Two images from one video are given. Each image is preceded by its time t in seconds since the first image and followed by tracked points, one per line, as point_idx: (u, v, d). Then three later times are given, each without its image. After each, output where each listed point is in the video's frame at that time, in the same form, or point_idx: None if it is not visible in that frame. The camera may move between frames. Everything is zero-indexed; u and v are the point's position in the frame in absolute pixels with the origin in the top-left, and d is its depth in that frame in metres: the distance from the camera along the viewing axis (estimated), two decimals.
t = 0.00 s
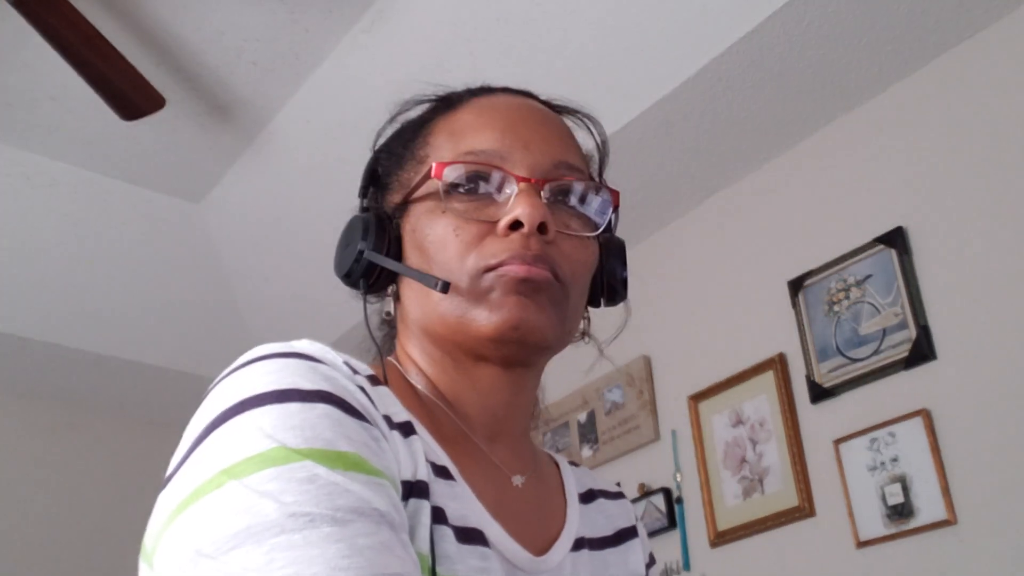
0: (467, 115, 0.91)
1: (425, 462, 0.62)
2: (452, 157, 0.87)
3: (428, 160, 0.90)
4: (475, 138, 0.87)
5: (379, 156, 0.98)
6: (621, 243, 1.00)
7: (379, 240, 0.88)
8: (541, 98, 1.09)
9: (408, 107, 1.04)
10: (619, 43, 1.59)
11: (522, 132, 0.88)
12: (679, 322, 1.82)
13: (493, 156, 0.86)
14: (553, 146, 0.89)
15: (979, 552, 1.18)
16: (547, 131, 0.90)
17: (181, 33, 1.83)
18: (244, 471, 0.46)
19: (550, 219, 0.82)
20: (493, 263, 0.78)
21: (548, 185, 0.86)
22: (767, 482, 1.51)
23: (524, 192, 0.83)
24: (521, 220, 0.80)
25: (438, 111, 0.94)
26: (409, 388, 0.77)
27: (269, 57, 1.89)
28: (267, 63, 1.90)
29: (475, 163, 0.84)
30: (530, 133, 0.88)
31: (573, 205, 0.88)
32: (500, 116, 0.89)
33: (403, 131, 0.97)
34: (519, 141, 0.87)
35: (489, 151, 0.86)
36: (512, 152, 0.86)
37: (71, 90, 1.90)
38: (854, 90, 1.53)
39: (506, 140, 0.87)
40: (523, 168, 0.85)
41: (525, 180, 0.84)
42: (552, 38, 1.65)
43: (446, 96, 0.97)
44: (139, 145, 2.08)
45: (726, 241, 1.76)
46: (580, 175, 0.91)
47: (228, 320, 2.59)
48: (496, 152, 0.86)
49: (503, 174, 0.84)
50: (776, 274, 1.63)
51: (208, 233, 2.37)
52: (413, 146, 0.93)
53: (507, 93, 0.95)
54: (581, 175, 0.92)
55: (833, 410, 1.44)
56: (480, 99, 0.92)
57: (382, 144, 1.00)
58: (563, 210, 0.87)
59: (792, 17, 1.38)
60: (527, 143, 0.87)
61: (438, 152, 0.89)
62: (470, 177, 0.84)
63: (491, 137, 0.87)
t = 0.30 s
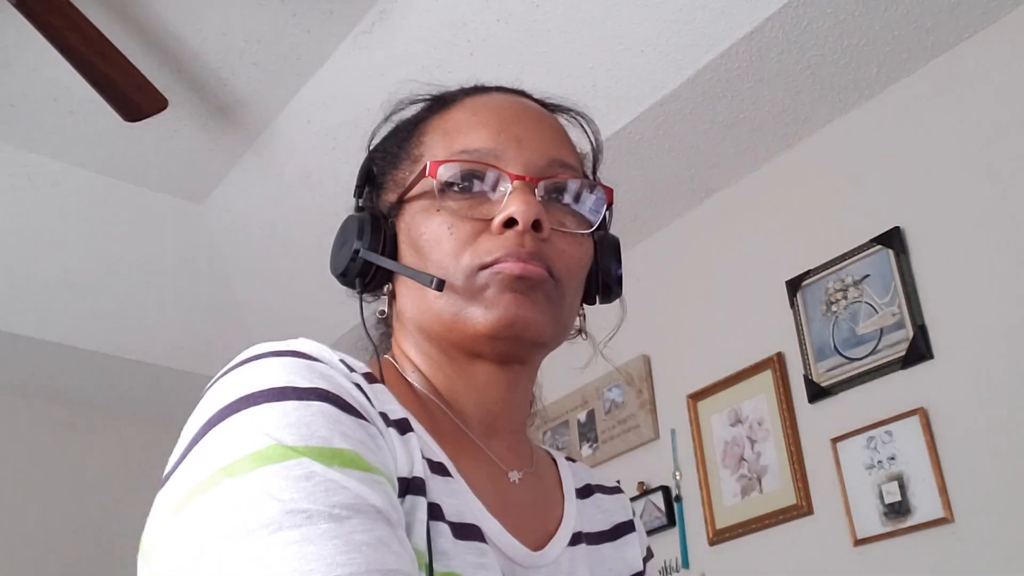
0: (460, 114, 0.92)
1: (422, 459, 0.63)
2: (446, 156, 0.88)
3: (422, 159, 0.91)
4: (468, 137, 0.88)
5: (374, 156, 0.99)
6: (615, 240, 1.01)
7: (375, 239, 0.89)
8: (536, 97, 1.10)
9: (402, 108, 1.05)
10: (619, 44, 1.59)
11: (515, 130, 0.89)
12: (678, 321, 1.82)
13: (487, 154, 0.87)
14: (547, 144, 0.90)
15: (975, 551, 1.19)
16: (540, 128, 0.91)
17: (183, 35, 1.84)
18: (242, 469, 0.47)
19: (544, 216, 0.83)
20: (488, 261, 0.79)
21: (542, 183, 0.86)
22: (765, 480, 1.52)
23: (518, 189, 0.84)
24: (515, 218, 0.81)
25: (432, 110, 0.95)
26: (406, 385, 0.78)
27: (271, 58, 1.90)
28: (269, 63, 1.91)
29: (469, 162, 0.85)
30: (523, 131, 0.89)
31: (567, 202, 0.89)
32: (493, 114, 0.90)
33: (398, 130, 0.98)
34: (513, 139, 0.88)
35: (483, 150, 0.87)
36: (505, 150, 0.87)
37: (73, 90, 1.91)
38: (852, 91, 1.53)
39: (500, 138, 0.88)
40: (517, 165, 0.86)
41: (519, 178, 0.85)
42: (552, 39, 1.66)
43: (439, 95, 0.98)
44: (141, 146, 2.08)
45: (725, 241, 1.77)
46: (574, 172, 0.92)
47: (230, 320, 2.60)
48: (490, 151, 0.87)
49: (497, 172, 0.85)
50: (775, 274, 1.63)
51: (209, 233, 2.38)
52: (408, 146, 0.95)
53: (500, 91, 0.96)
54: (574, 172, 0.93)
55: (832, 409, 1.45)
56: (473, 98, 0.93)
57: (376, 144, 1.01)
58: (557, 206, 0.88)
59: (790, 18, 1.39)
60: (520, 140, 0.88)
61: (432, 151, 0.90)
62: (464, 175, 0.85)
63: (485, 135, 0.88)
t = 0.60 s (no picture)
0: (456, 113, 0.92)
1: (423, 459, 0.63)
2: (442, 155, 0.88)
3: (418, 159, 0.91)
4: (464, 136, 0.88)
5: (370, 156, 0.99)
6: (613, 238, 1.01)
7: (371, 239, 0.89)
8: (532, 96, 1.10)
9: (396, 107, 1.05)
10: (619, 43, 1.59)
11: (511, 128, 0.89)
12: (678, 321, 1.82)
13: (483, 153, 0.86)
14: (543, 142, 0.90)
15: (976, 551, 1.19)
16: (535, 126, 0.91)
17: (183, 34, 1.84)
18: (245, 472, 0.47)
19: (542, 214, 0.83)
20: (485, 261, 0.79)
21: (538, 181, 0.86)
22: (766, 480, 1.52)
23: (515, 188, 0.84)
24: (512, 217, 0.81)
25: (428, 109, 0.95)
26: (404, 385, 0.78)
27: (271, 58, 1.90)
28: (269, 63, 1.91)
29: (466, 161, 0.85)
30: (519, 130, 0.89)
31: (565, 200, 0.89)
32: (489, 113, 0.90)
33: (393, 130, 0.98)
34: (509, 138, 0.88)
35: (479, 149, 0.87)
36: (502, 148, 0.87)
37: (73, 91, 1.91)
38: (852, 90, 1.53)
39: (496, 137, 0.88)
40: (513, 163, 0.86)
41: (516, 176, 0.85)
42: (552, 39, 1.66)
43: (434, 94, 0.98)
44: (141, 145, 2.09)
45: (725, 241, 1.77)
46: (571, 170, 0.92)
47: (230, 320, 2.60)
48: (486, 150, 0.87)
49: (493, 171, 0.85)
50: (775, 274, 1.63)
51: (209, 232, 2.38)
52: (403, 145, 0.95)
53: (495, 90, 0.96)
54: (571, 170, 0.93)
55: (832, 409, 1.45)
56: (468, 97, 0.93)
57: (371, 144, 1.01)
58: (555, 205, 0.88)
59: (790, 18, 1.39)
60: (517, 139, 0.88)
61: (428, 151, 0.90)
62: (461, 175, 0.85)
63: (481, 134, 0.88)
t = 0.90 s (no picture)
0: (458, 112, 0.92)
1: (425, 459, 0.63)
2: (444, 155, 0.88)
3: (420, 158, 0.91)
4: (466, 136, 0.88)
5: (372, 155, 0.99)
6: (615, 238, 1.01)
7: (373, 238, 0.89)
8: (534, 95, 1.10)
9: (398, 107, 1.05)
10: (618, 44, 1.60)
11: (513, 127, 0.89)
12: (677, 321, 1.83)
13: (486, 152, 0.86)
14: (545, 142, 0.90)
15: (976, 551, 1.19)
16: (537, 125, 0.91)
17: (182, 34, 1.84)
18: (246, 472, 0.47)
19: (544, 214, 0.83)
20: (487, 260, 0.79)
21: (540, 180, 0.86)
22: (766, 480, 1.52)
23: (517, 187, 0.84)
24: (514, 216, 0.81)
25: (430, 108, 0.95)
26: (405, 385, 0.78)
27: (271, 58, 1.90)
28: (269, 63, 1.92)
29: (468, 161, 0.85)
30: (521, 129, 0.89)
31: (567, 200, 0.89)
32: (491, 112, 0.90)
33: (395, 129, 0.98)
34: (511, 137, 0.88)
35: (481, 148, 0.87)
36: (503, 147, 0.87)
37: (73, 91, 1.91)
38: (852, 90, 1.54)
39: (497, 136, 0.88)
40: (515, 163, 0.86)
41: (518, 175, 0.85)
42: (552, 39, 1.66)
43: (436, 94, 0.98)
44: (141, 145, 2.10)
45: (725, 241, 1.77)
46: (573, 169, 0.92)
47: (230, 320, 2.60)
48: (488, 149, 0.87)
49: (496, 169, 0.85)
50: (775, 273, 1.63)
51: (209, 232, 2.39)
52: (405, 145, 0.95)
53: (496, 89, 0.96)
54: (573, 170, 0.92)
55: (832, 409, 1.45)
56: (469, 96, 0.93)
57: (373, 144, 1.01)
58: (557, 205, 0.88)
59: (789, 18, 1.39)
60: (519, 138, 0.88)
61: (430, 150, 0.90)
62: (463, 174, 0.85)
63: (483, 133, 0.88)
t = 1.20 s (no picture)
0: (459, 112, 0.91)
1: (424, 461, 0.63)
2: (445, 155, 0.88)
3: (422, 158, 0.90)
4: (468, 136, 0.88)
5: (373, 155, 0.99)
6: (617, 238, 1.00)
7: (374, 238, 0.88)
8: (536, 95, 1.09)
9: (398, 107, 1.05)
10: (619, 42, 1.59)
11: (514, 127, 0.88)
12: (678, 321, 1.82)
13: (487, 152, 0.86)
14: (547, 142, 0.90)
15: (978, 552, 1.18)
16: (539, 125, 0.90)
17: (181, 34, 1.84)
18: (243, 473, 0.47)
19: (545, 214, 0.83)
20: (488, 260, 0.79)
21: (542, 181, 0.86)
22: (766, 481, 1.51)
23: (518, 187, 0.84)
24: (515, 216, 0.80)
25: (431, 108, 0.95)
26: (406, 386, 0.78)
27: (270, 57, 1.90)
28: (268, 63, 1.91)
29: (469, 161, 0.84)
30: (523, 129, 0.89)
31: (569, 200, 0.88)
32: (492, 112, 0.89)
33: (395, 129, 0.97)
34: (513, 137, 0.87)
35: (483, 148, 0.86)
36: (505, 147, 0.86)
37: (72, 90, 1.91)
38: (853, 90, 1.53)
39: (499, 136, 0.87)
40: (517, 163, 0.86)
41: (519, 176, 0.84)
42: (552, 39, 1.65)
43: (438, 93, 0.97)
44: (140, 145, 2.10)
45: (726, 241, 1.76)
46: (574, 170, 0.91)
47: (229, 320, 2.60)
48: (489, 149, 0.86)
49: (497, 169, 0.84)
50: (776, 273, 1.63)
51: (208, 233, 2.39)
52: (406, 144, 0.94)
53: (497, 89, 0.95)
54: (575, 170, 0.92)
55: (833, 410, 1.44)
56: (470, 96, 0.93)
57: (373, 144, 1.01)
58: (558, 205, 0.87)
59: (790, 18, 1.39)
60: (520, 138, 0.88)
61: (431, 149, 0.90)
62: (464, 174, 0.84)
63: (485, 134, 0.87)
